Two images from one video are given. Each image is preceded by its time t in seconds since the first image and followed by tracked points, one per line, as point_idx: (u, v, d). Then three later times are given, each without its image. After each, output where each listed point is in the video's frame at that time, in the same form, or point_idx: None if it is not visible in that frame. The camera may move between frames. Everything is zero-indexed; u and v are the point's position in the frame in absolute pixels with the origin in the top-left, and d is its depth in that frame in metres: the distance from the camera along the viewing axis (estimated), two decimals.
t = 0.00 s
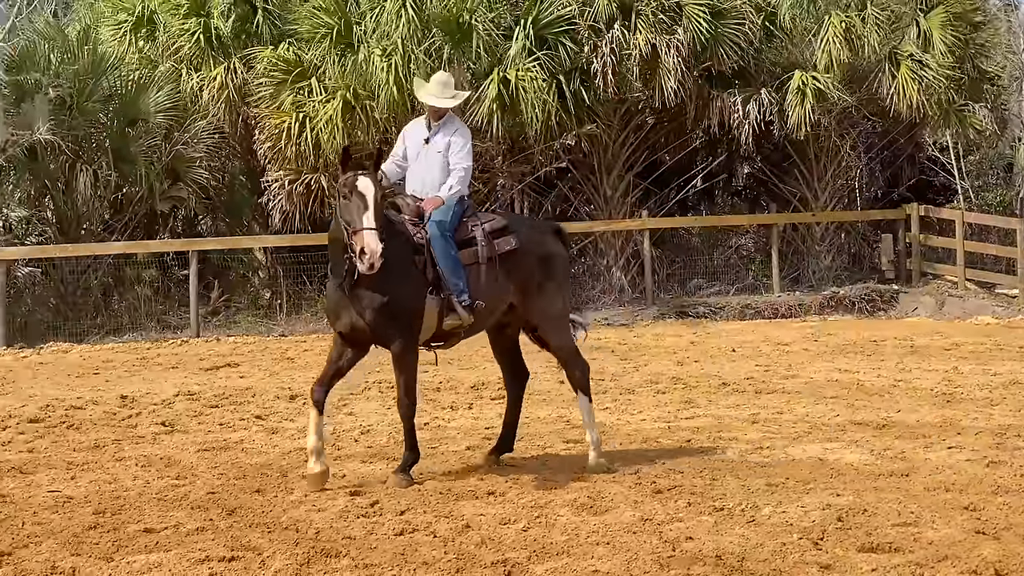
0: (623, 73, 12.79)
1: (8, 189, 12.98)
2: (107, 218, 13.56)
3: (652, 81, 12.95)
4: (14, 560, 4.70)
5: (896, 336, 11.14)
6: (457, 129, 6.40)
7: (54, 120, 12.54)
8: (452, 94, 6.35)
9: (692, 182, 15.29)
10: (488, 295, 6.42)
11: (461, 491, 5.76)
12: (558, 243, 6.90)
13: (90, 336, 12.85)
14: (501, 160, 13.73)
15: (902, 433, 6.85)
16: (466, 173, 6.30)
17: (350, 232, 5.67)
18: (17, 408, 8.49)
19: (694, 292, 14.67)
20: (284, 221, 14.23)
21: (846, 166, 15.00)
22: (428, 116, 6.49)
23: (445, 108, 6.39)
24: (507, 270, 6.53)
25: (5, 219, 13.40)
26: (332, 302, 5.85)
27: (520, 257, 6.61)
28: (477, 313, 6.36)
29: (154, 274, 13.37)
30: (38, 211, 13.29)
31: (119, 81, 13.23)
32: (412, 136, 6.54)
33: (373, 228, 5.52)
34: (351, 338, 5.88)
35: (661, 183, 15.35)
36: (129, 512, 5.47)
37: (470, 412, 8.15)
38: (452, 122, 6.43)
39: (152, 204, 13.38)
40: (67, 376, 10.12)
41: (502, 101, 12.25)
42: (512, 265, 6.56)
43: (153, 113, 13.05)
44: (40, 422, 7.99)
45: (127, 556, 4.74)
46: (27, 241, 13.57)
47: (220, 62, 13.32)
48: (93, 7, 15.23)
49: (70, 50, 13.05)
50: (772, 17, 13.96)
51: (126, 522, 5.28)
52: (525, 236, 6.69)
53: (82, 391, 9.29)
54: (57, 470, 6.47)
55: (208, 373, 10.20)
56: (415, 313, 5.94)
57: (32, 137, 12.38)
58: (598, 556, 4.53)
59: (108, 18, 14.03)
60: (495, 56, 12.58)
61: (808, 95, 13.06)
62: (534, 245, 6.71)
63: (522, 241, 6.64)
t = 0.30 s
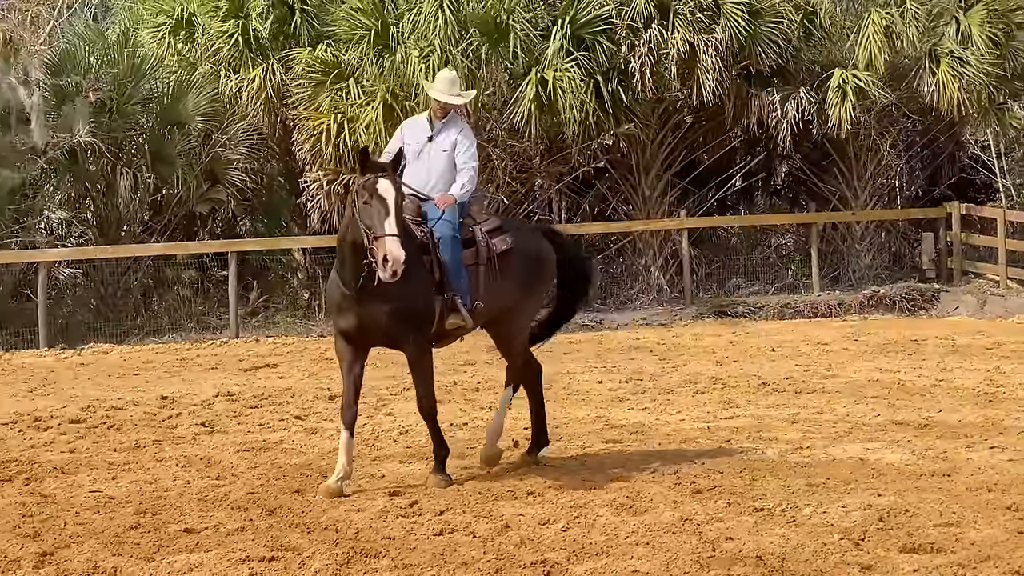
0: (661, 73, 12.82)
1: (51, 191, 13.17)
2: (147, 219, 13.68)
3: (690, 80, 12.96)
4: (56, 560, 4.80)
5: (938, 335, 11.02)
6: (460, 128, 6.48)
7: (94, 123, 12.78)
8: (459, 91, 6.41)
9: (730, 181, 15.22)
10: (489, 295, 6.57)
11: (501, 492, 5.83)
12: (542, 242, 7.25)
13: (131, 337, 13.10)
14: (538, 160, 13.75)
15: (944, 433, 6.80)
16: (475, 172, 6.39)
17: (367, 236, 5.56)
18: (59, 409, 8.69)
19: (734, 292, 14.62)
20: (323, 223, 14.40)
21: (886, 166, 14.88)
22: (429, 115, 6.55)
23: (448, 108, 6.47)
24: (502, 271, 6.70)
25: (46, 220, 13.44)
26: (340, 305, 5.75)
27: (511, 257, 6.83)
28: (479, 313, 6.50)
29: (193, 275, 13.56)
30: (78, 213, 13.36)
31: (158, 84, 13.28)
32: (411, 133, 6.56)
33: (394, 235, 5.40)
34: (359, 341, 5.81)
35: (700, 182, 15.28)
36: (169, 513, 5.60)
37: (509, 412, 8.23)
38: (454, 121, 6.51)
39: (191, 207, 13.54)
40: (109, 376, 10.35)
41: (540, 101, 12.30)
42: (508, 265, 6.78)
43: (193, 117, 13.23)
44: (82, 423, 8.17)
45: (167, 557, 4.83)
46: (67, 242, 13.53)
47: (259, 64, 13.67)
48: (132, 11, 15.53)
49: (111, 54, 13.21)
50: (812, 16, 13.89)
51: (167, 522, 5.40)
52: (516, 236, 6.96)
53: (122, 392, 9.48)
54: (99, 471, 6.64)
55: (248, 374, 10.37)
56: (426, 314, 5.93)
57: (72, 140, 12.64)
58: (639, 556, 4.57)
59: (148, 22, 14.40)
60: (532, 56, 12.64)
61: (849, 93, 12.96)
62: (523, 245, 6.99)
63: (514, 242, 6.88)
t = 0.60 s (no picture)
0: (692, 73, 12.87)
1: (84, 193, 13.41)
2: (179, 221, 13.69)
3: (721, 80, 13.03)
4: (90, 560, 4.88)
5: (972, 335, 10.93)
6: (460, 138, 6.58)
7: (127, 124, 13.11)
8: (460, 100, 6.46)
9: (762, 181, 15.15)
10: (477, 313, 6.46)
11: (533, 493, 5.88)
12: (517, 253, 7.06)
13: (163, 338, 13.38)
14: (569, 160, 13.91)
15: (979, 433, 6.76)
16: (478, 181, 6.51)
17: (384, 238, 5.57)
18: (92, 411, 8.85)
19: (766, 292, 14.57)
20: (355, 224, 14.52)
21: (918, 165, 14.74)
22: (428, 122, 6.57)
23: (447, 115, 6.47)
24: (493, 288, 6.59)
25: (79, 223, 13.47)
26: (338, 300, 5.88)
27: (500, 272, 6.70)
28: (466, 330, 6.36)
29: (225, 276, 13.84)
30: (111, 214, 13.48)
31: (190, 87, 13.61)
32: (409, 141, 6.63)
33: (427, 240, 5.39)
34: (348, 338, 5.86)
35: (731, 183, 15.25)
36: (202, 513, 5.70)
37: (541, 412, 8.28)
38: (452, 130, 6.59)
39: (222, 208, 13.67)
40: (141, 378, 10.51)
41: (571, 101, 12.33)
42: (497, 279, 6.65)
43: (225, 119, 13.50)
44: (115, 424, 8.32)
45: (200, 557, 4.91)
46: (100, 245, 13.54)
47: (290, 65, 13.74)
48: (166, 17, 15.73)
49: (143, 56, 13.61)
50: (843, 14, 13.77)
51: (200, 523, 5.50)
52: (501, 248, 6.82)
53: (154, 393, 9.63)
54: (132, 471, 6.79)
55: (280, 375, 10.50)
56: (407, 319, 5.85)
57: (106, 142, 12.88)
58: (670, 557, 4.59)
59: (178, 24, 14.54)
60: (563, 56, 12.70)
61: (881, 91, 12.87)
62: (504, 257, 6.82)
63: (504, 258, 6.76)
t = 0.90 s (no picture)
0: (715, 73, 12.86)
1: (108, 195, 13.60)
2: (202, 222, 13.88)
3: (743, 79, 12.98)
4: (114, 561, 4.96)
5: (997, 334, 10.87)
6: (452, 138, 6.18)
7: (149, 126, 13.27)
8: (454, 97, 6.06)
9: (785, 181, 15.11)
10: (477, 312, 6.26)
11: (556, 494, 5.91)
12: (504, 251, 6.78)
13: (186, 339, 13.52)
14: (591, 160, 13.89)
15: (1004, 434, 6.74)
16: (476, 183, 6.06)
17: (418, 236, 5.36)
18: (116, 412, 8.98)
19: (789, 291, 14.53)
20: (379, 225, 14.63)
21: (941, 165, 14.63)
22: (421, 120, 6.15)
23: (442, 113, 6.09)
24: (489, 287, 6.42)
25: (102, 224, 13.64)
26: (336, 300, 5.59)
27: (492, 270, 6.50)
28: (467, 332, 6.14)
29: (248, 277, 13.97)
30: (134, 216, 13.70)
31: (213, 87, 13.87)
32: (399, 140, 6.16)
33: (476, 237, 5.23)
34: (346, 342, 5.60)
35: (754, 183, 15.24)
36: (225, 514, 5.78)
37: (563, 413, 8.31)
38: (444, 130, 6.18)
39: (245, 209, 13.77)
40: (164, 379, 10.63)
41: (593, 101, 12.36)
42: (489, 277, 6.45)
43: (246, 121, 13.57)
44: (139, 425, 8.44)
45: (223, 558, 4.97)
46: (124, 246, 13.71)
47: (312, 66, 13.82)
48: (188, 19, 15.88)
49: (165, 58, 13.80)
50: (866, 14, 13.72)
51: (223, 524, 5.58)
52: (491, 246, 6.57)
53: (177, 394, 9.76)
54: (155, 472, 6.89)
55: (302, 376, 10.59)
56: (407, 320, 5.60)
57: (128, 144, 13.03)
58: (693, 558, 4.62)
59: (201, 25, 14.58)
60: (584, 56, 12.71)
61: (903, 89, 12.80)
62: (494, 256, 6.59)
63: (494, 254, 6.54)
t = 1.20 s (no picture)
0: (728, 74, 12.86)
1: (122, 197, 13.72)
2: (217, 224, 14.01)
3: (757, 80, 12.97)
4: (128, 562, 5.02)
5: (1011, 335, 10.84)
6: (441, 131, 6.06)
7: (163, 129, 13.40)
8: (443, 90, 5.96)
9: (798, 182, 15.10)
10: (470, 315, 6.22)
11: (570, 495, 5.94)
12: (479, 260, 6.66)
13: (201, 340, 13.62)
14: (605, 162, 13.91)
15: (1018, 435, 6.75)
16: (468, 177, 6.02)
17: (449, 261, 5.38)
18: (130, 413, 9.07)
19: (804, 293, 14.53)
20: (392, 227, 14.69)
21: (954, 165, 14.61)
22: (410, 114, 6.02)
23: (433, 107, 6.01)
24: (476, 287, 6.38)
25: (117, 226, 13.80)
26: (345, 311, 5.50)
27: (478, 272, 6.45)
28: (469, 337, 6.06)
29: (262, 280, 14.03)
30: (149, 218, 13.80)
31: (227, 90, 13.96)
32: (389, 135, 6.05)
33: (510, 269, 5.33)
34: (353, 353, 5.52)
35: (767, 184, 15.23)
36: (240, 515, 5.84)
37: (576, 414, 8.33)
38: (433, 123, 6.06)
39: (260, 210, 13.84)
40: (178, 381, 10.71)
41: (607, 102, 12.36)
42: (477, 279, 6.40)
43: (261, 122, 13.68)
44: (153, 427, 8.52)
45: (238, 559, 5.02)
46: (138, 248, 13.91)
47: (327, 68, 13.89)
48: (202, 21, 15.98)
49: (179, 61, 13.96)
50: (879, 15, 13.67)
51: (237, 525, 5.63)
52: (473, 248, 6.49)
53: (192, 396, 9.83)
54: (169, 473, 6.96)
55: (316, 377, 10.65)
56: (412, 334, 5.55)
57: (142, 147, 13.18)
58: (706, 559, 4.64)
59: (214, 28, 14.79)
60: (598, 58, 12.75)
61: (916, 90, 12.78)
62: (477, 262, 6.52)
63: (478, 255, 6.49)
